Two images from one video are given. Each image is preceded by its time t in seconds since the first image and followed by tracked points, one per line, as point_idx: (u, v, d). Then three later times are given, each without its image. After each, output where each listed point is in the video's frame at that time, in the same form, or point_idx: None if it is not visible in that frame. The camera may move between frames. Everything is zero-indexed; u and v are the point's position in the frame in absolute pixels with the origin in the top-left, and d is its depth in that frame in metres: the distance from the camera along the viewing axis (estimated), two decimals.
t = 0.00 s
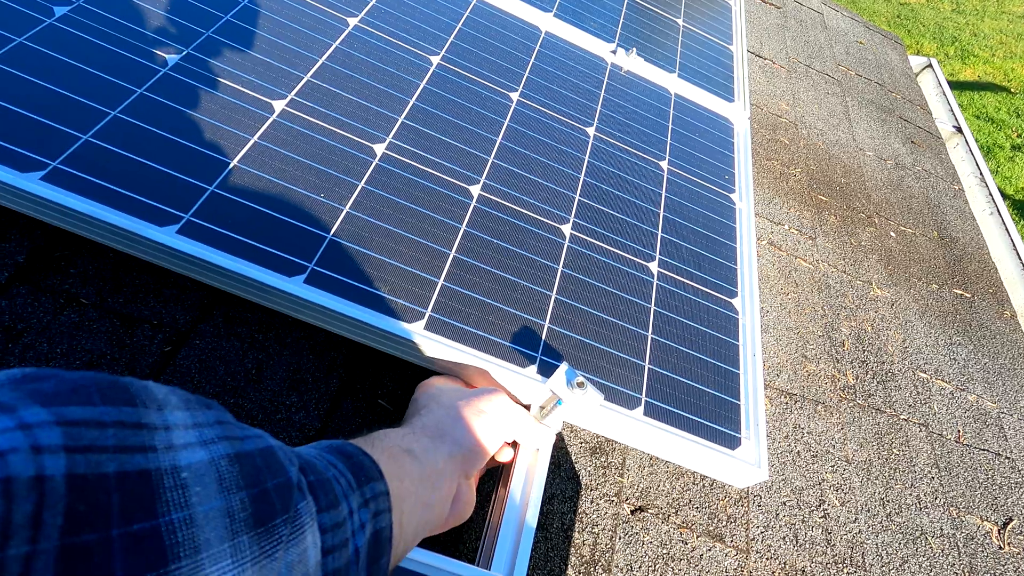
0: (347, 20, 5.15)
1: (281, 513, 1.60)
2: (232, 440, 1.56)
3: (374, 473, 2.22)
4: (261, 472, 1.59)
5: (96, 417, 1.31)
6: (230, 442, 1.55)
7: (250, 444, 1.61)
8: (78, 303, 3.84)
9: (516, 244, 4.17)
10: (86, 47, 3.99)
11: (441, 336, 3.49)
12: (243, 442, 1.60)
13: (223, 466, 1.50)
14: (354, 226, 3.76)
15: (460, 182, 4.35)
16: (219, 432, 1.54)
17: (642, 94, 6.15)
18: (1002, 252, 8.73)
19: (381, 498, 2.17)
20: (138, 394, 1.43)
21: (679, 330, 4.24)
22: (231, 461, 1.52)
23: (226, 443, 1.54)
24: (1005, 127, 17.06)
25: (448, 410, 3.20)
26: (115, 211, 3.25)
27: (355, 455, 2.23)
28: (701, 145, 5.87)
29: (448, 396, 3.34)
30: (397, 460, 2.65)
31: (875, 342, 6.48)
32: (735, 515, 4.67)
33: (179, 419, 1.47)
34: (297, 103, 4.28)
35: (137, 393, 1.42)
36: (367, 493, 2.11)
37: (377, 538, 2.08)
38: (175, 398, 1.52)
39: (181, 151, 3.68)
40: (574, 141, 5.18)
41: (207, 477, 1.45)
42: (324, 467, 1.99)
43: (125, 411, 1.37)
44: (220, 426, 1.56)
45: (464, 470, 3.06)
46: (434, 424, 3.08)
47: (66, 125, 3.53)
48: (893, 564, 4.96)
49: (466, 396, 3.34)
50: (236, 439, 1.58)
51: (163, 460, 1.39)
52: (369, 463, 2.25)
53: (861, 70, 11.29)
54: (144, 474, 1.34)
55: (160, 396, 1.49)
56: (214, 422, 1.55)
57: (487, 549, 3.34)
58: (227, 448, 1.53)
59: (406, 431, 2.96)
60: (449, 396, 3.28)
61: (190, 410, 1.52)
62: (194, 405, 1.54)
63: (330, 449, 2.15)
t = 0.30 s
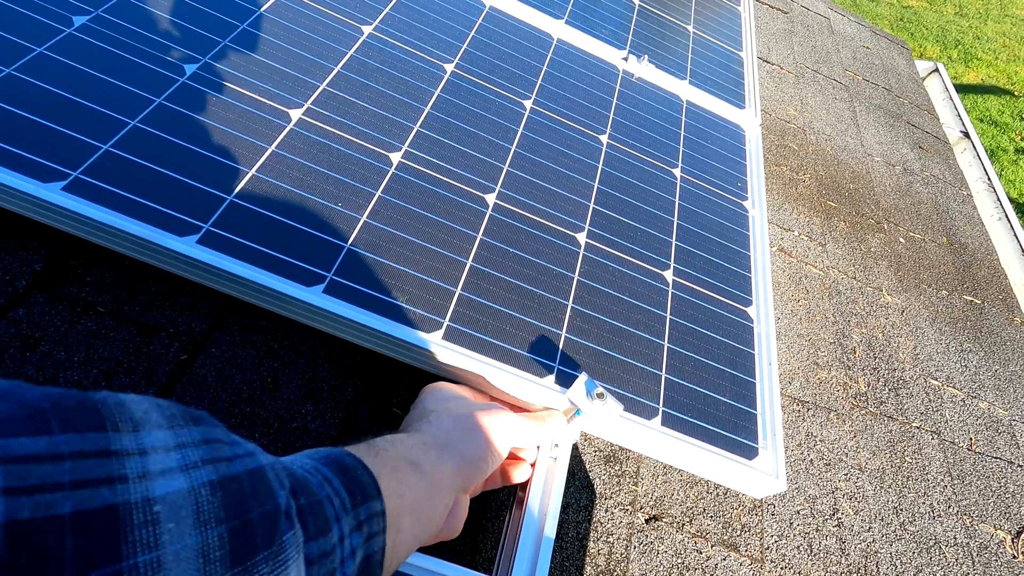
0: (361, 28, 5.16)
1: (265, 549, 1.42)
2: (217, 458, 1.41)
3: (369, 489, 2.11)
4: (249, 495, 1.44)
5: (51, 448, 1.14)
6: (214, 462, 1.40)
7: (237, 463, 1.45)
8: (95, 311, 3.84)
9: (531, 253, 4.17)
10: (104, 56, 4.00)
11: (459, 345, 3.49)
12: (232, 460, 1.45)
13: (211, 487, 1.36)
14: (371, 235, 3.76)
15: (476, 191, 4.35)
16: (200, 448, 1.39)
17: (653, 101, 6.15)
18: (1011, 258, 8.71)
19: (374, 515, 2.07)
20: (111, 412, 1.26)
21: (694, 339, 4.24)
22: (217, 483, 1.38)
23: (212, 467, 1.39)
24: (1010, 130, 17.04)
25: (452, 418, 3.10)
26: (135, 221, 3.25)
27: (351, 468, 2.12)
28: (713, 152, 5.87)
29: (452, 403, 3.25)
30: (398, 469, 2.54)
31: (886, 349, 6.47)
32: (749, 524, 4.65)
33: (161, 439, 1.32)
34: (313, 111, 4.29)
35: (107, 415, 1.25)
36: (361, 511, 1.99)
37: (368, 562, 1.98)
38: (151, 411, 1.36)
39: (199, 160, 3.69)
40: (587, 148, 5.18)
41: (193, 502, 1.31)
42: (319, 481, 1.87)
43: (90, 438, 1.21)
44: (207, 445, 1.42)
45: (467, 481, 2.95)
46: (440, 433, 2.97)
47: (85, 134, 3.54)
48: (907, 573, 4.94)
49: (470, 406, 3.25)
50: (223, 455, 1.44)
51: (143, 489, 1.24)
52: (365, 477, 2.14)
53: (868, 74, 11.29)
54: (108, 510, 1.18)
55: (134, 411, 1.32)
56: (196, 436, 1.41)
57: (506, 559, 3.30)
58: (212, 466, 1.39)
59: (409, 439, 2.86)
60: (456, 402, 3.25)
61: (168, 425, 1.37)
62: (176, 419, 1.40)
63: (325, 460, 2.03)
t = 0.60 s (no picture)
0: (361, 33, 5.20)
1: (268, 568, 1.49)
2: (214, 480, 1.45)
3: (372, 504, 2.16)
4: (248, 516, 1.49)
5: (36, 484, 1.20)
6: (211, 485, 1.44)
7: (234, 485, 1.50)
8: (96, 314, 3.87)
9: (529, 256, 4.20)
10: (106, 61, 4.04)
11: (457, 348, 3.52)
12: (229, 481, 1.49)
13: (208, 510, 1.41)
14: (370, 239, 3.79)
15: (475, 195, 4.38)
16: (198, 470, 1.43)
17: (652, 105, 6.19)
18: (1009, 262, 8.73)
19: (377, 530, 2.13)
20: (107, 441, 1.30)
21: (692, 342, 4.26)
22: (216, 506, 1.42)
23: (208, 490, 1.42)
24: (1010, 134, 17.07)
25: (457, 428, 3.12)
26: (136, 224, 3.28)
27: (354, 482, 2.16)
28: (711, 156, 5.90)
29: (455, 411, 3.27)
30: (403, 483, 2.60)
31: (884, 352, 6.48)
32: (746, 526, 4.67)
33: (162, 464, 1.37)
34: (314, 115, 4.33)
35: (97, 446, 1.28)
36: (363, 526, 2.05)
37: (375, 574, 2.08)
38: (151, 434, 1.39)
39: (200, 164, 3.72)
40: (586, 153, 5.22)
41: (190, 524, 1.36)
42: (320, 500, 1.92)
43: (78, 472, 1.25)
44: (202, 469, 1.44)
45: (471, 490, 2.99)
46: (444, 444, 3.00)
47: (88, 139, 3.57)
48: None
49: (474, 413, 3.26)
50: (220, 477, 1.48)
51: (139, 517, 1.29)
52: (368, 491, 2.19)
53: (867, 79, 11.33)
54: (101, 541, 1.23)
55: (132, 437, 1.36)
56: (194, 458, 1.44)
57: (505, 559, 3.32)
58: (210, 490, 1.43)
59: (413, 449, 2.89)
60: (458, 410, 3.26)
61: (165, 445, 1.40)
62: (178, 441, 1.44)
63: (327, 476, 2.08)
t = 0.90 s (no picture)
0: (365, 41, 5.28)
1: (205, 565, 1.39)
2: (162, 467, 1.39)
3: (342, 491, 2.00)
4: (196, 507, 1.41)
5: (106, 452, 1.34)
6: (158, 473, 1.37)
7: (184, 473, 1.42)
8: (105, 318, 3.94)
9: (531, 261, 4.26)
10: (117, 70, 4.12)
11: (460, 352, 3.58)
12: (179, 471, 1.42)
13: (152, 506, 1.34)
14: (374, 245, 3.86)
15: (477, 201, 4.45)
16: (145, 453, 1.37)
17: (652, 112, 6.26)
18: (1007, 266, 8.79)
19: (340, 516, 1.94)
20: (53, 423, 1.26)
21: (690, 346, 4.32)
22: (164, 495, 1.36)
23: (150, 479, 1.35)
24: (1010, 138, 17.13)
25: (446, 418, 3.06)
26: (147, 230, 3.36)
27: (324, 466, 2.01)
28: (710, 162, 5.97)
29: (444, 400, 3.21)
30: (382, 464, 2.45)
31: (882, 356, 6.54)
32: (744, 529, 4.73)
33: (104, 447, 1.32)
34: (319, 123, 4.40)
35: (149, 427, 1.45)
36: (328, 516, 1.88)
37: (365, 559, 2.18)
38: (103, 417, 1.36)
39: (209, 171, 3.80)
40: (587, 159, 5.29)
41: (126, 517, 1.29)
42: (282, 481, 1.77)
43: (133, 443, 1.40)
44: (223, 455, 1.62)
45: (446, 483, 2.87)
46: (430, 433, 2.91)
47: (99, 146, 3.65)
48: None
49: (462, 408, 3.23)
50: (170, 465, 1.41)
51: (70, 503, 1.22)
52: (339, 478, 2.02)
53: (866, 84, 11.41)
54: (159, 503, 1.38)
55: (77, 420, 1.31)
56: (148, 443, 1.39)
57: (506, 557, 3.39)
58: (159, 477, 1.37)
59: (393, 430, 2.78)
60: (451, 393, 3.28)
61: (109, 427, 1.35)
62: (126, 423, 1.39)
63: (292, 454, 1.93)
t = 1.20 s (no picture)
0: (363, 42, 5.28)
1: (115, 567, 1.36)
2: None
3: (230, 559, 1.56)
4: None
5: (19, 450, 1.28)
6: None
7: None
8: (100, 318, 3.92)
9: (527, 263, 4.25)
10: (113, 70, 4.12)
11: (456, 353, 3.56)
12: None
13: None
14: (370, 246, 3.85)
15: (474, 202, 4.44)
16: None
17: (650, 114, 6.25)
18: (1007, 269, 8.77)
19: None
20: None
21: (687, 348, 4.30)
22: None
23: None
24: (1010, 141, 17.12)
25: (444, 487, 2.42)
26: (141, 230, 3.35)
27: (222, 513, 1.55)
28: (708, 164, 5.96)
29: (455, 472, 2.47)
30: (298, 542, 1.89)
31: (881, 359, 6.52)
32: (743, 532, 4.70)
33: None
34: (316, 124, 4.40)
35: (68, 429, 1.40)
36: None
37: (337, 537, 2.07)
38: None
39: (204, 171, 3.79)
40: (584, 161, 5.29)
41: None
42: (128, 541, 1.39)
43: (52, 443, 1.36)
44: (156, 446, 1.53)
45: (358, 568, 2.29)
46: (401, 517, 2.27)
47: (93, 146, 3.64)
48: None
49: (462, 509, 2.47)
50: None
51: None
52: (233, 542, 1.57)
53: (866, 87, 11.41)
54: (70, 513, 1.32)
55: None
56: None
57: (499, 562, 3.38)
58: None
59: (368, 482, 2.17)
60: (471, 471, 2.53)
61: None
62: None
63: (183, 487, 1.49)
